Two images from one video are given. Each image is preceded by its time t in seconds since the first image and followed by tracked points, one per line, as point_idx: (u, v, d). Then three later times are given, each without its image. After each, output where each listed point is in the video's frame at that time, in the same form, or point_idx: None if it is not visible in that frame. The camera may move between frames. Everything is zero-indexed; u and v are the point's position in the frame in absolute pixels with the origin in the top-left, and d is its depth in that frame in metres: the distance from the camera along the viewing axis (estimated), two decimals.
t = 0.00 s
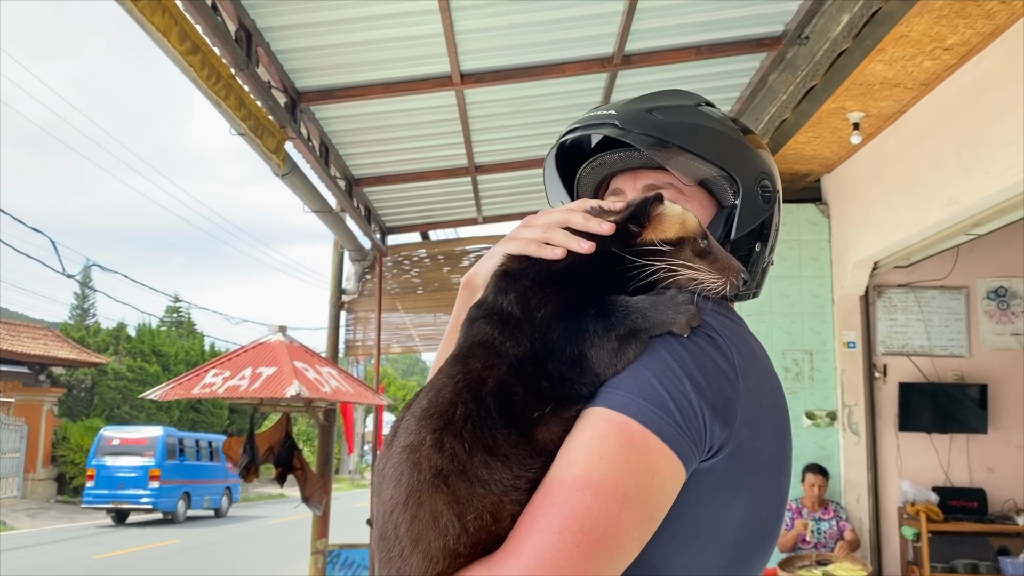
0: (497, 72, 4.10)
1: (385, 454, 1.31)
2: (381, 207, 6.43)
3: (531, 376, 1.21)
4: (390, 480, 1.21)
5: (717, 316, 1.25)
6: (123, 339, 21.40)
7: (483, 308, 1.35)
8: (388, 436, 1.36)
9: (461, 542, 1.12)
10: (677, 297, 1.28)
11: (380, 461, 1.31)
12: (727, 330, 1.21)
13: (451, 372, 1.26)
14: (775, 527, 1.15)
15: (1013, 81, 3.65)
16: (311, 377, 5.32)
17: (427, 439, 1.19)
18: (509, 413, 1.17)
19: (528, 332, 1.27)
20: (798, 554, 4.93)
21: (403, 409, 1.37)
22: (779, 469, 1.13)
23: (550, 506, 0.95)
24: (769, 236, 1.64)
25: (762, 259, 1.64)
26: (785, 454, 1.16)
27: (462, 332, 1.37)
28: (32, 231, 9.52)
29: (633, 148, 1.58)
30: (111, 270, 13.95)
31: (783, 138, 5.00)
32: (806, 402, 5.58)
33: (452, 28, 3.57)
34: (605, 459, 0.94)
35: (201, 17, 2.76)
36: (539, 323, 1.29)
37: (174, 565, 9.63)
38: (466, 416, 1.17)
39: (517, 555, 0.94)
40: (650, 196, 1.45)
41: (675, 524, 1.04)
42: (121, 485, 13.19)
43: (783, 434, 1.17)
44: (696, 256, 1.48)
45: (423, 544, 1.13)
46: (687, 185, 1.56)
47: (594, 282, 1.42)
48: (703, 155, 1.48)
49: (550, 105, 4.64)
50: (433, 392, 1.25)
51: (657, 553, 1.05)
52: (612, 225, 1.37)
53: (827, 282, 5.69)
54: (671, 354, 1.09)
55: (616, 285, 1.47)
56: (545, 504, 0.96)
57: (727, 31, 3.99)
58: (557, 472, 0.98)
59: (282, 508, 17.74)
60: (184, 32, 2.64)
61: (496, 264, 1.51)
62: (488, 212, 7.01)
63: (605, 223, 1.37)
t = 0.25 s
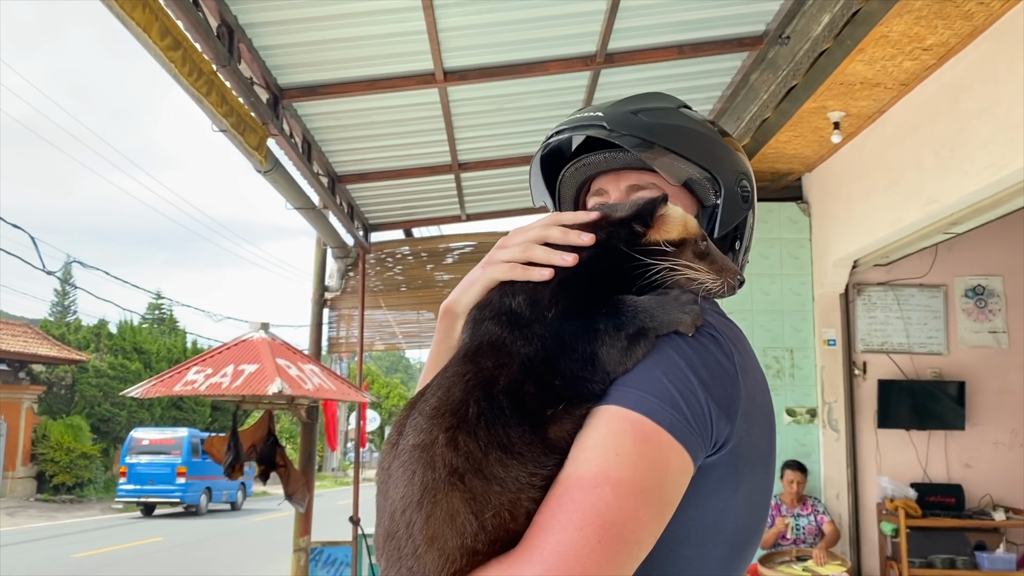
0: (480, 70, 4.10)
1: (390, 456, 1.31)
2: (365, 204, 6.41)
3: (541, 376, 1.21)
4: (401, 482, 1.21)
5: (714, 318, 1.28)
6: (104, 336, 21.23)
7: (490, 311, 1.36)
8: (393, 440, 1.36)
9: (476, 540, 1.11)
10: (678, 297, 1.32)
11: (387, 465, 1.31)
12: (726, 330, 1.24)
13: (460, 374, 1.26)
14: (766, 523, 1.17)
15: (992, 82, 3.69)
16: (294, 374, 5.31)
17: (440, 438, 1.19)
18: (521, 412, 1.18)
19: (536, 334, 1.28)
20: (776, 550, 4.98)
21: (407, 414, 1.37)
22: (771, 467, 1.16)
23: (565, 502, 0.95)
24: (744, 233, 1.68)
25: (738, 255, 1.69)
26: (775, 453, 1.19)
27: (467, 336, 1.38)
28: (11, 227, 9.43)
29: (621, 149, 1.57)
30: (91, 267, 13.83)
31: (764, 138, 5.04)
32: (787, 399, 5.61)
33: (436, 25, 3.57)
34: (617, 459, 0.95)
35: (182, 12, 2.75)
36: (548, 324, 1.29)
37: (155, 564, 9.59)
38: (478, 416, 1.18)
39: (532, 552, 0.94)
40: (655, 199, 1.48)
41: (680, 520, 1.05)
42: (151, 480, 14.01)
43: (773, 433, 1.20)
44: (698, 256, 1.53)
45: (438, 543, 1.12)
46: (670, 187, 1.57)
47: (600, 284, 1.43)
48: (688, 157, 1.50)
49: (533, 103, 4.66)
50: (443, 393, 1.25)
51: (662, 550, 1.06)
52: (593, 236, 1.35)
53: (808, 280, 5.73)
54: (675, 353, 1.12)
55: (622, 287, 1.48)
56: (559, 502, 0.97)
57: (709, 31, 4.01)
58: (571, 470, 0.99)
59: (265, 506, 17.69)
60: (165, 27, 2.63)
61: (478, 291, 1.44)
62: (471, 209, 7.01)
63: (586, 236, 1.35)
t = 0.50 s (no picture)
0: (465, 64, 4.09)
1: (396, 450, 1.31)
2: (349, 199, 6.40)
3: (555, 372, 1.21)
4: (409, 477, 1.21)
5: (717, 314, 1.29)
6: (86, 331, 21.08)
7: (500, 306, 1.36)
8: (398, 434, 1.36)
9: (489, 539, 1.12)
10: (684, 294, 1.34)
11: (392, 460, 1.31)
12: (731, 332, 1.25)
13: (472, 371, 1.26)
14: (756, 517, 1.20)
15: (973, 79, 3.71)
16: (277, 369, 5.30)
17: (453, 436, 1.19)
18: (535, 408, 1.18)
19: (549, 327, 1.28)
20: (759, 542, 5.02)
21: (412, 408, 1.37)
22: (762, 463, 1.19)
23: (585, 502, 0.96)
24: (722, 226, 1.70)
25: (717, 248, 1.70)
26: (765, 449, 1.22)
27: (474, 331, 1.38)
28: None
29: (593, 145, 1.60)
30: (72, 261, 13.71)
31: (747, 133, 5.06)
32: (769, 394, 5.63)
33: (420, 19, 3.57)
34: (637, 459, 0.95)
35: (164, 5, 2.73)
36: (559, 319, 1.29)
37: (137, 560, 9.54)
38: (491, 413, 1.18)
39: (551, 551, 0.95)
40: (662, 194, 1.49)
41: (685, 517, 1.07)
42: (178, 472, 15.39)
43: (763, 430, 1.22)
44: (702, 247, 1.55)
45: (449, 542, 1.13)
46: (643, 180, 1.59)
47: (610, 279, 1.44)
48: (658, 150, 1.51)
49: (517, 98, 4.66)
50: (455, 390, 1.25)
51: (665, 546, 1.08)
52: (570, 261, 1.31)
53: (790, 276, 5.77)
54: (685, 353, 1.13)
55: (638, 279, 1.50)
56: (578, 502, 0.98)
57: (693, 27, 4.03)
58: (590, 469, 0.99)
59: (249, 501, 17.65)
60: (147, 19, 2.62)
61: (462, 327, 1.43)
62: (455, 204, 7.02)
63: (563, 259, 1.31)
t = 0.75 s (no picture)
0: (452, 57, 4.08)
1: (385, 446, 1.24)
2: (337, 193, 6.38)
3: (560, 363, 1.20)
4: (404, 472, 1.15)
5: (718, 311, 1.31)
6: (72, 326, 20.95)
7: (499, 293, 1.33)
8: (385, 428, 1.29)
9: (500, 538, 1.07)
10: (693, 284, 1.38)
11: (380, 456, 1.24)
12: (728, 320, 1.33)
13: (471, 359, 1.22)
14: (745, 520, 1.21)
15: (959, 74, 3.73)
16: (264, 364, 5.28)
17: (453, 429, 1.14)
18: (541, 398, 1.15)
19: (552, 317, 1.26)
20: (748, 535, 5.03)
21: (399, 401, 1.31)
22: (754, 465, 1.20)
23: (603, 495, 0.93)
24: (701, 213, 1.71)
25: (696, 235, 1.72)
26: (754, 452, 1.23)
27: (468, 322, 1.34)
28: None
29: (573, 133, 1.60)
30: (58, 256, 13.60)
31: (734, 128, 5.06)
32: (756, 387, 5.65)
33: (407, 12, 3.55)
34: (656, 451, 0.94)
35: None
36: (562, 307, 1.27)
37: (126, 556, 9.51)
38: (497, 401, 1.14)
39: (569, 547, 0.91)
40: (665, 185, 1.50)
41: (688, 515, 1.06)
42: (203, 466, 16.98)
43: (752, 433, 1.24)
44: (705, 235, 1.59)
45: (456, 540, 1.07)
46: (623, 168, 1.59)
47: (612, 267, 1.41)
48: (639, 137, 1.50)
49: (505, 92, 4.65)
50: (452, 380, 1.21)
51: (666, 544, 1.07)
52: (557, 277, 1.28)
53: (778, 270, 5.80)
54: (694, 347, 1.15)
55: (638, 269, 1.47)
56: (595, 494, 0.95)
57: (681, 20, 4.03)
58: (606, 461, 0.97)
59: (237, 497, 17.61)
60: (131, 10, 2.61)
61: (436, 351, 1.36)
62: (444, 198, 7.00)
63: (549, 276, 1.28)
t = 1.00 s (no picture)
0: (436, 48, 4.04)
1: (383, 433, 1.24)
2: (321, 186, 6.33)
3: (571, 344, 1.22)
4: (413, 462, 1.15)
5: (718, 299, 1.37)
6: (56, 321, 20.78)
7: (506, 268, 1.34)
8: (377, 419, 1.28)
9: (518, 531, 1.07)
10: (698, 265, 1.48)
11: (376, 445, 1.23)
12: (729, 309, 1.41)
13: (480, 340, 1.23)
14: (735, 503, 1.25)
15: (944, 65, 3.72)
16: (249, 359, 5.24)
17: (465, 417, 1.15)
18: (554, 380, 1.17)
19: (563, 292, 1.28)
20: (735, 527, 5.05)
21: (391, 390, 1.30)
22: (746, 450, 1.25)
23: (629, 481, 0.95)
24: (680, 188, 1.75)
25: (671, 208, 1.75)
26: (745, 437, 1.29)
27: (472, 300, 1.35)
28: None
29: (551, 113, 1.57)
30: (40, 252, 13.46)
31: (721, 120, 5.05)
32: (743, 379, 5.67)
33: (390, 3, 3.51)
34: (677, 437, 0.97)
35: None
36: (572, 284, 1.30)
37: (112, 553, 9.46)
38: (510, 389, 1.16)
39: (595, 538, 0.93)
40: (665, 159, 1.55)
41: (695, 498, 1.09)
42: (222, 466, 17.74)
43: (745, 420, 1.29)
44: (706, 212, 1.67)
45: (469, 531, 1.07)
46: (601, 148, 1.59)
47: (618, 240, 1.44)
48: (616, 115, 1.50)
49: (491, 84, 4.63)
50: (459, 368, 1.22)
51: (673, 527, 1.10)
52: (517, 320, 1.22)
53: (764, 262, 5.81)
54: (705, 332, 1.21)
55: (640, 242, 1.50)
56: (619, 481, 0.97)
57: (666, 11, 4.01)
58: (629, 447, 0.99)
59: (224, 492, 17.54)
60: (109, 0, 2.56)
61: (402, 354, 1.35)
62: (429, 191, 6.97)
63: (508, 318, 1.22)
